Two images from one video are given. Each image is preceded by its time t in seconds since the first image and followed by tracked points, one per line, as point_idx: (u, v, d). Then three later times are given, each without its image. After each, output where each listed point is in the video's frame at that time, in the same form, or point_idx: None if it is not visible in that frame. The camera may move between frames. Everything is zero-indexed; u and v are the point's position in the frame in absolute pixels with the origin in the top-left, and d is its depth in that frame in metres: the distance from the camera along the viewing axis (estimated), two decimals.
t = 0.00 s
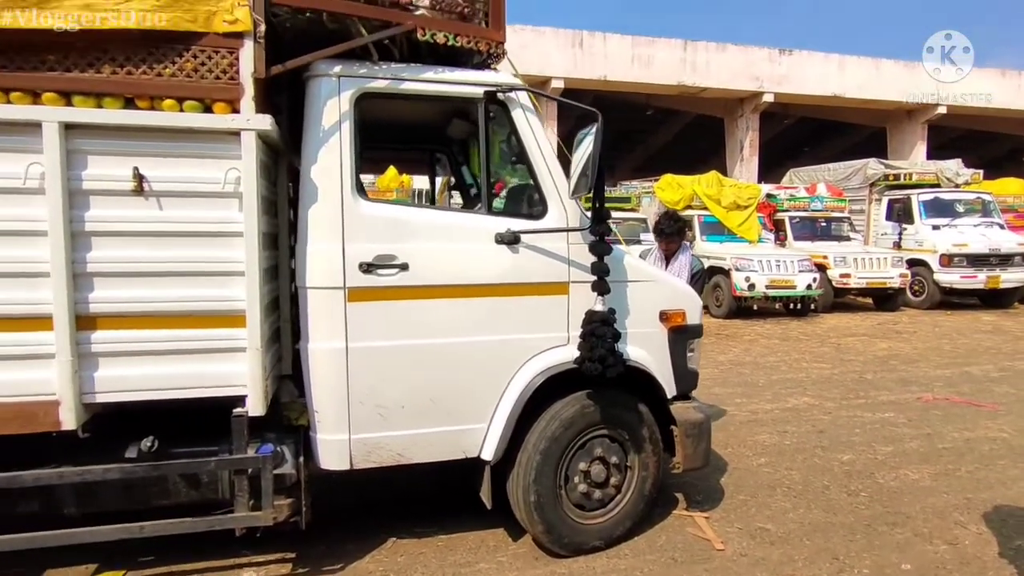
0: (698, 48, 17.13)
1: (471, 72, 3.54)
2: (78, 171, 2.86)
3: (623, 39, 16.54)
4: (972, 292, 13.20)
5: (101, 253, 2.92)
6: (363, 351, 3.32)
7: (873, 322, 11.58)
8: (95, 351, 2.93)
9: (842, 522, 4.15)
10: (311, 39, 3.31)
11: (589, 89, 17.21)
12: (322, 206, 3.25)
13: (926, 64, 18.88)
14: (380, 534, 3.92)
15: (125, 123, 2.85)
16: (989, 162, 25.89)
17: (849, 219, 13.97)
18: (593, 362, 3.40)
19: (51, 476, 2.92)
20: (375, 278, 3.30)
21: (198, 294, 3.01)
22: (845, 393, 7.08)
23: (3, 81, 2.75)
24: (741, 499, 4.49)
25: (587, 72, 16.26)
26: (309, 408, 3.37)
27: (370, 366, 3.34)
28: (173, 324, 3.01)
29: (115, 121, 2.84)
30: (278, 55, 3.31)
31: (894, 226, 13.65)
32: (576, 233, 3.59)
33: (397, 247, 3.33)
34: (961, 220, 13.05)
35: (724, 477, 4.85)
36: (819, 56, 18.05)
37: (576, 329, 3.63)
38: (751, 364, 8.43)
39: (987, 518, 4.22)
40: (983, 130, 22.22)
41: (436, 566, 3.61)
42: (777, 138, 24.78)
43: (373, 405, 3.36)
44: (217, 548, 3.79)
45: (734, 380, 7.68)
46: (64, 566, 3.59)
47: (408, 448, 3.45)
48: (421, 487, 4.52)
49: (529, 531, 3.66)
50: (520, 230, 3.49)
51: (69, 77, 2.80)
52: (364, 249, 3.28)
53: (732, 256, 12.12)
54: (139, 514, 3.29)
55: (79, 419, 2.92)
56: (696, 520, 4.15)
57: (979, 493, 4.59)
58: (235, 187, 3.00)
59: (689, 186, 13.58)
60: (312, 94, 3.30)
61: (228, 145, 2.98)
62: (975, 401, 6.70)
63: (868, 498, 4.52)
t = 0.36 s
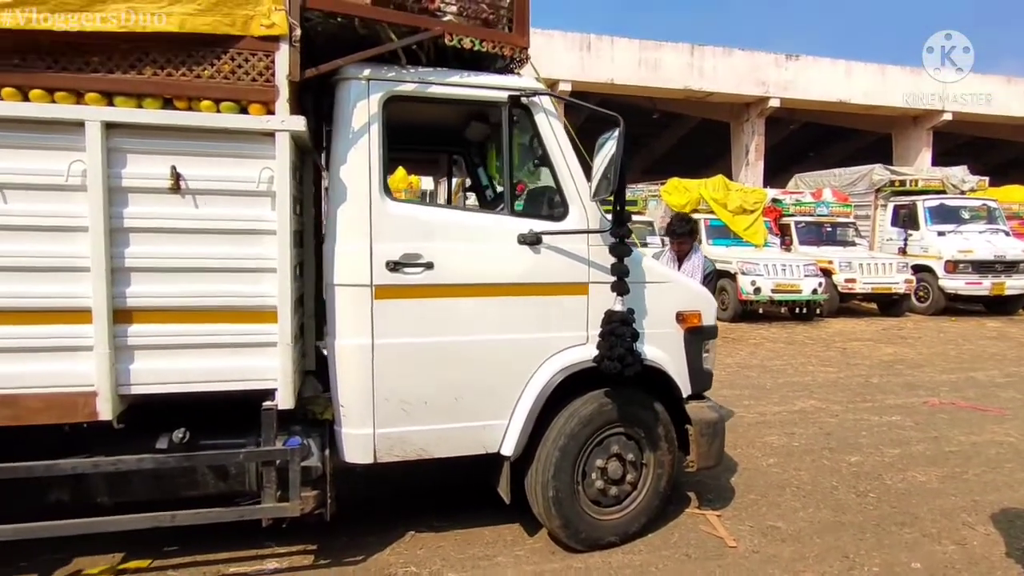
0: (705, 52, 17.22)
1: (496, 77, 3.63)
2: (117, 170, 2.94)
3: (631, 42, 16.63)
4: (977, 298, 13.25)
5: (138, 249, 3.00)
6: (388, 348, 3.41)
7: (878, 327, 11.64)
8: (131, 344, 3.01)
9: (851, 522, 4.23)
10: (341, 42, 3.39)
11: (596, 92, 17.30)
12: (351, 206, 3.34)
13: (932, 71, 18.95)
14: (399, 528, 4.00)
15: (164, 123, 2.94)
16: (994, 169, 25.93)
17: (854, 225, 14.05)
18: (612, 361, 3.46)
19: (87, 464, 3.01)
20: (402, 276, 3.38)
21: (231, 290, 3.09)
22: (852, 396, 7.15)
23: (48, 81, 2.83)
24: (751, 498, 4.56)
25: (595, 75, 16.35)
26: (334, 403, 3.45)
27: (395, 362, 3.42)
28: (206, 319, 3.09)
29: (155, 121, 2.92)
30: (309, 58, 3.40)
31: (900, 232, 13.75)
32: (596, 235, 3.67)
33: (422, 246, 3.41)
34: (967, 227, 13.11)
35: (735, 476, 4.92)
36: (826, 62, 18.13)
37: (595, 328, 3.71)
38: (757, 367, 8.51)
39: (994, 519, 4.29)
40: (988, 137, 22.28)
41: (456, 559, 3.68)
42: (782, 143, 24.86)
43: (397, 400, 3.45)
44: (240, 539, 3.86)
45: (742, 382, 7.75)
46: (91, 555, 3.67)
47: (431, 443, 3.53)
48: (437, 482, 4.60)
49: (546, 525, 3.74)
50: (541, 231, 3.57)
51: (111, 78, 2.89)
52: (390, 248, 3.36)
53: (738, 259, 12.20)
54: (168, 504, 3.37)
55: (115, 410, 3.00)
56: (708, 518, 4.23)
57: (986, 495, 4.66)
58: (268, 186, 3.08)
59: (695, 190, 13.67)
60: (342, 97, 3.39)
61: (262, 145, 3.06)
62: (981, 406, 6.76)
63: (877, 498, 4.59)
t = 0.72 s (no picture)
0: (709, 55, 17.28)
1: (518, 75, 3.67)
2: (147, 160, 2.97)
3: (635, 44, 16.68)
4: (975, 305, 13.36)
5: (166, 239, 3.03)
6: (409, 341, 3.44)
7: (878, 331, 11.73)
8: (157, 333, 3.04)
9: (859, 521, 4.28)
10: (367, 39, 3.43)
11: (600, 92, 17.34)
12: (375, 200, 3.37)
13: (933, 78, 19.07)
14: (413, 521, 4.03)
15: (195, 115, 2.97)
16: (991, 177, 26.12)
17: (854, 230, 14.14)
18: (630, 358, 3.52)
19: (112, 452, 3.03)
20: (424, 271, 3.42)
21: (256, 281, 3.13)
22: (855, 399, 7.22)
23: (81, 72, 2.85)
24: (759, 497, 4.62)
25: (598, 76, 16.39)
26: (354, 395, 3.48)
27: (416, 356, 3.46)
28: (233, 309, 3.12)
29: (186, 113, 2.95)
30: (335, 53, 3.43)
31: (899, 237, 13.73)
32: (615, 233, 3.72)
33: (444, 241, 3.45)
34: (966, 233, 13.22)
35: (742, 475, 4.97)
36: (828, 67, 18.23)
37: (612, 326, 3.76)
38: (760, 368, 8.57)
39: (999, 521, 4.35)
40: (986, 145, 22.42)
41: (471, 552, 3.72)
42: (782, 147, 24.97)
43: (417, 394, 3.48)
44: (255, 530, 3.89)
45: (745, 383, 7.81)
46: (107, 543, 3.69)
47: (448, 437, 3.57)
48: (446, 476, 4.65)
49: (561, 520, 3.78)
50: (561, 229, 3.62)
51: (143, 70, 2.91)
52: (413, 242, 3.40)
53: (740, 262, 12.26)
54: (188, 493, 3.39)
55: (140, 398, 3.02)
56: (718, 516, 4.28)
57: (990, 498, 4.73)
58: (296, 179, 3.11)
59: (697, 192, 13.76)
60: (367, 93, 3.43)
61: (291, 139, 3.09)
62: (982, 410, 6.84)
63: (883, 499, 4.64)
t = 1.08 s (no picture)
0: (707, 57, 17.30)
1: (535, 69, 3.63)
2: (163, 148, 2.92)
3: (634, 44, 16.66)
4: (969, 308, 13.46)
5: (180, 228, 2.97)
6: (423, 335, 3.40)
7: (874, 333, 11.79)
8: (169, 324, 2.98)
9: (868, 521, 4.28)
10: (384, 29, 3.38)
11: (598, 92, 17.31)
12: (391, 192, 3.32)
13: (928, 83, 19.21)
14: (421, 518, 3.99)
15: (212, 103, 2.91)
16: (983, 182, 26.34)
17: (850, 232, 14.22)
18: (647, 355, 3.52)
19: (122, 445, 2.97)
20: (440, 265, 3.37)
21: (271, 273, 3.07)
22: (856, 400, 7.23)
23: (96, 56, 2.79)
24: (767, 496, 4.61)
25: (597, 75, 16.36)
26: (366, 390, 3.43)
27: (430, 351, 3.42)
28: (246, 301, 3.07)
29: (202, 100, 2.89)
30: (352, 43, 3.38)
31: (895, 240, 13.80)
32: (630, 229, 3.69)
33: (460, 235, 3.41)
34: (961, 237, 13.31)
35: (749, 474, 4.97)
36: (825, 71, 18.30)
37: (627, 323, 3.73)
38: (760, 369, 8.57)
39: (1006, 522, 4.37)
40: (979, 150, 22.61)
41: (482, 550, 3.69)
42: (777, 149, 25.07)
43: (430, 389, 3.44)
44: (262, 526, 3.83)
45: (746, 383, 7.81)
46: (111, 539, 3.62)
47: (461, 433, 3.53)
48: (452, 473, 4.61)
49: (572, 518, 3.74)
50: (577, 225, 3.59)
51: (159, 55, 2.85)
52: (429, 236, 3.35)
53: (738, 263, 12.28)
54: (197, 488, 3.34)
55: (151, 391, 2.96)
56: (727, 515, 4.27)
57: (995, 499, 4.75)
58: (313, 170, 3.06)
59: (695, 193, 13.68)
60: (383, 83, 3.38)
61: (308, 129, 3.04)
62: (982, 412, 6.87)
63: (890, 499, 4.64)
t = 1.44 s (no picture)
0: (706, 59, 17.31)
1: (555, 68, 3.56)
2: (178, 146, 2.83)
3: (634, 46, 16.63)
4: (967, 312, 13.50)
5: (195, 228, 2.89)
6: (442, 339, 3.32)
7: (873, 336, 11.80)
8: (184, 327, 2.90)
9: (885, 527, 4.23)
10: (404, 26, 3.31)
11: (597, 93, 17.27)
12: (410, 192, 3.24)
13: (924, 87, 19.30)
14: (434, 525, 3.92)
15: (230, 99, 2.83)
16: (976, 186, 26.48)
17: (849, 236, 14.24)
18: (667, 359, 3.43)
19: (135, 451, 2.88)
20: (459, 267, 3.30)
21: (288, 275, 2.99)
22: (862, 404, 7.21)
23: (110, 50, 2.70)
24: (782, 502, 4.56)
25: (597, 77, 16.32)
26: (382, 395, 3.36)
27: (449, 355, 3.34)
28: (263, 304, 2.99)
29: (220, 97, 2.81)
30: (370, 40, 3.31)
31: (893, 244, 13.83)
32: (651, 232, 3.63)
33: (480, 237, 3.34)
34: (960, 241, 13.35)
35: (762, 480, 4.92)
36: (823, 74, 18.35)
37: (646, 327, 3.67)
38: (764, 372, 8.54)
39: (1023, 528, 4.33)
40: (973, 155, 22.75)
41: (498, 558, 3.62)
42: (773, 152, 25.13)
43: (449, 394, 3.37)
44: (272, 534, 3.75)
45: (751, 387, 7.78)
46: (118, 547, 3.53)
47: (479, 439, 3.46)
48: (463, 479, 4.54)
49: (590, 526, 3.68)
50: (598, 227, 3.52)
51: (176, 50, 2.77)
52: (449, 237, 3.28)
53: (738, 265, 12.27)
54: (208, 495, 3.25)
55: (165, 396, 2.87)
56: (744, 521, 4.22)
57: (1009, 504, 4.71)
58: (332, 169, 2.98)
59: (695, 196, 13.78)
60: (402, 81, 3.30)
61: (328, 127, 2.96)
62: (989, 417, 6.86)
63: (905, 505, 4.60)
